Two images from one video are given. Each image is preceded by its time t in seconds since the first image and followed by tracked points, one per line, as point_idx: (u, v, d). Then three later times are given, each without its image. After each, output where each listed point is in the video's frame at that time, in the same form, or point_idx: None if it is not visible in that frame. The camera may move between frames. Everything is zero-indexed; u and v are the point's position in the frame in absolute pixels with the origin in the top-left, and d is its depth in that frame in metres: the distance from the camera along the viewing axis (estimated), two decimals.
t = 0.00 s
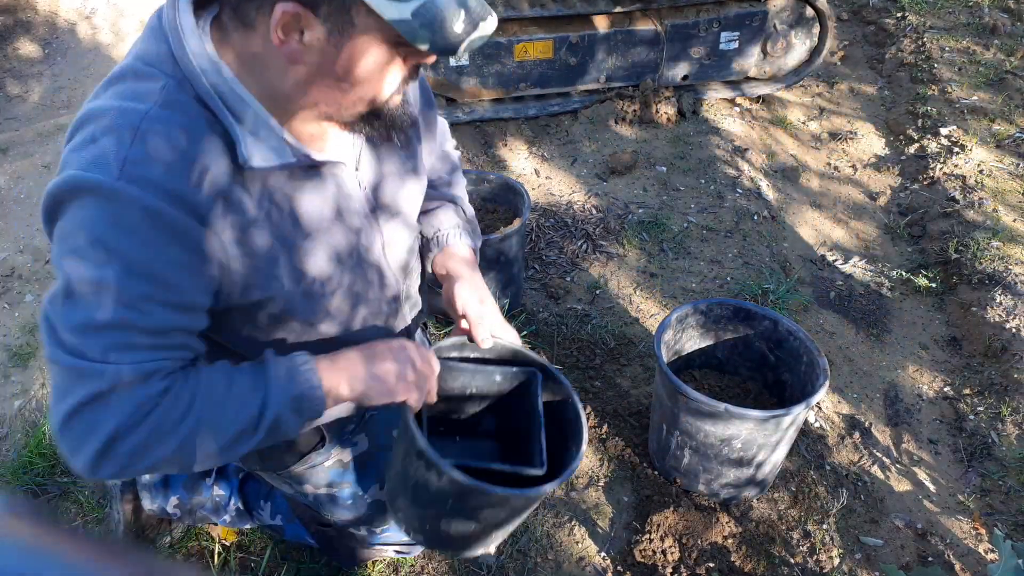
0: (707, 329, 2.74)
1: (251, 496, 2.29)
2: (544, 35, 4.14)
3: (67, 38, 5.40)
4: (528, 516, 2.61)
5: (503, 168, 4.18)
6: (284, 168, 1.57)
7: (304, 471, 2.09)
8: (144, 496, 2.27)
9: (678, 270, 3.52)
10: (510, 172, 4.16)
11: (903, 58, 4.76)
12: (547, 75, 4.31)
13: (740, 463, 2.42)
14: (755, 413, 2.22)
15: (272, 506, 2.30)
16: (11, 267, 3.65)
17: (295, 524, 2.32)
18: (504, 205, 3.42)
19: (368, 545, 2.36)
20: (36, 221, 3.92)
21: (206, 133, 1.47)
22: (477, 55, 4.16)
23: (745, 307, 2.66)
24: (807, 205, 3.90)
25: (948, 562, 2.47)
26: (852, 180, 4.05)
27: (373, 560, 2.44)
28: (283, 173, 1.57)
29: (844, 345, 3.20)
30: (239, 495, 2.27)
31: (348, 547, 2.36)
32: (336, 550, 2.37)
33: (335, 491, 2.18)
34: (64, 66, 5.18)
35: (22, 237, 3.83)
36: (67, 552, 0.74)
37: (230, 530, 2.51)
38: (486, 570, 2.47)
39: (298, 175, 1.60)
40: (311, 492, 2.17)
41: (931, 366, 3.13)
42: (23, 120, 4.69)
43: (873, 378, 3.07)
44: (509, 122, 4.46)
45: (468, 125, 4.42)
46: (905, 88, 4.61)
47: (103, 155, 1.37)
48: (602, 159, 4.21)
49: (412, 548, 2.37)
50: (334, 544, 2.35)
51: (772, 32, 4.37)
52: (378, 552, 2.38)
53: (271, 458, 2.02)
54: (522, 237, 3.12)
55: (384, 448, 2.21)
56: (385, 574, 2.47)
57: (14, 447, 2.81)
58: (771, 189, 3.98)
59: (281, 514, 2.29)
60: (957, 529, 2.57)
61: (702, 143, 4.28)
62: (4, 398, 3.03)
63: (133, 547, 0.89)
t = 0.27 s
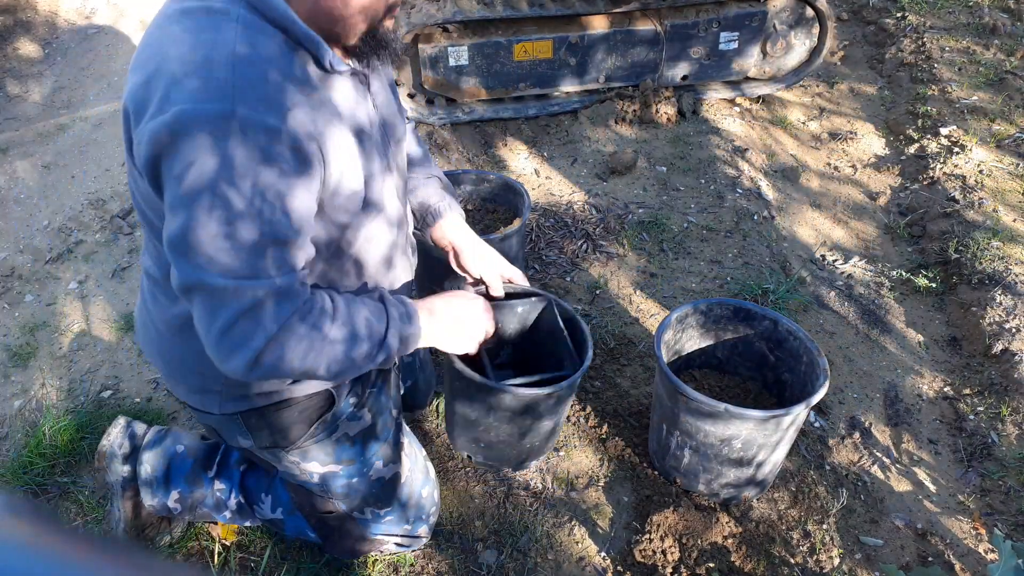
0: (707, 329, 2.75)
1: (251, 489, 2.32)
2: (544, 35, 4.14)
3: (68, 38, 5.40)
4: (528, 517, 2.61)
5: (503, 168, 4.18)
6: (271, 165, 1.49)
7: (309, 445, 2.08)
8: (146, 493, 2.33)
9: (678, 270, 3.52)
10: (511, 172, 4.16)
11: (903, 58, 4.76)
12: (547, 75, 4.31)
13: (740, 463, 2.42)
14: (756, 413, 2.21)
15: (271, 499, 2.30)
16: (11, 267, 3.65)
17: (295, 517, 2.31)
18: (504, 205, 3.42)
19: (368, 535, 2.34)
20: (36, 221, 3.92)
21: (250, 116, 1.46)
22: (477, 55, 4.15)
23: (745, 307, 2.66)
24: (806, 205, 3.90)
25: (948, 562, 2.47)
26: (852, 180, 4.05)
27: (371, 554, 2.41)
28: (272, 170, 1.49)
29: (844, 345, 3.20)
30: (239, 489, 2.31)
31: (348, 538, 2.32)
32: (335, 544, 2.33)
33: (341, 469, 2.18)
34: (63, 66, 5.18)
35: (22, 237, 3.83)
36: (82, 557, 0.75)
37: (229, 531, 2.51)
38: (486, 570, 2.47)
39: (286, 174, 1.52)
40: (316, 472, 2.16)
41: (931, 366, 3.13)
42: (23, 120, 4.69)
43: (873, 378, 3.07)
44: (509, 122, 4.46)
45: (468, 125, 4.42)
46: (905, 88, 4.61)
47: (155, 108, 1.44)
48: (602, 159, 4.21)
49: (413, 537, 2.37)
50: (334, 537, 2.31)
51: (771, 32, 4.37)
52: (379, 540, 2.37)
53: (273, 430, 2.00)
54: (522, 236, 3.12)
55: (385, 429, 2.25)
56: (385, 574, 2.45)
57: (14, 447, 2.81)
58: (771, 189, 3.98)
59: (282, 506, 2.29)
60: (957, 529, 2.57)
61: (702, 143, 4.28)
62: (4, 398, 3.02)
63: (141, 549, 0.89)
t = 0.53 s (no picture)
0: (707, 329, 2.75)
1: (227, 473, 2.32)
2: (544, 35, 4.14)
3: (68, 38, 5.40)
4: (528, 517, 2.61)
5: (503, 168, 4.18)
6: (252, 161, 1.55)
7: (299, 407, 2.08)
8: (121, 479, 2.33)
9: (678, 270, 3.52)
10: (510, 172, 4.16)
11: (903, 58, 4.76)
12: (547, 75, 4.31)
13: (740, 463, 2.42)
14: (756, 413, 2.21)
15: (249, 483, 2.31)
16: (12, 267, 3.66)
17: (274, 499, 2.30)
18: (504, 204, 3.42)
19: (349, 511, 2.32)
20: (36, 221, 3.92)
21: (244, 106, 1.52)
22: (477, 55, 4.16)
23: (745, 307, 2.65)
24: (806, 205, 3.90)
25: (948, 562, 2.47)
26: (852, 180, 4.05)
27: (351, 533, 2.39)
28: (253, 167, 1.55)
29: (844, 345, 3.20)
30: (217, 474, 2.32)
31: (329, 514, 2.31)
32: (316, 521, 2.32)
33: (326, 437, 2.16)
34: (63, 66, 5.18)
35: (23, 237, 3.83)
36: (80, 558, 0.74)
37: (228, 529, 2.51)
38: (486, 570, 2.47)
39: (267, 171, 1.57)
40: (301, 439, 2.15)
41: (931, 366, 3.13)
42: (23, 120, 4.70)
43: (873, 378, 3.07)
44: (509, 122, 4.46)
45: (468, 125, 4.42)
46: (905, 88, 4.61)
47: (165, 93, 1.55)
48: (602, 159, 4.21)
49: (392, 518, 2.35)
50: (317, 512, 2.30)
51: (771, 32, 4.37)
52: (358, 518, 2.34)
53: (262, 392, 2.02)
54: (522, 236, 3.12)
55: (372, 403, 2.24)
56: (385, 574, 2.44)
57: (15, 447, 2.81)
58: (771, 189, 3.98)
59: (259, 489, 2.30)
60: (957, 529, 2.58)
61: (702, 143, 4.28)
62: (4, 398, 3.03)
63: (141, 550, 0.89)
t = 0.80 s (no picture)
0: (707, 329, 2.75)
1: (183, 477, 2.33)
2: (544, 35, 4.14)
3: (68, 38, 5.40)
4: (528, 516, 2.61)
5: (503, 168, 4.18)
6: (230, 159, 1.67)
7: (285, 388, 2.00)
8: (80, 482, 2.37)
9: (678, 270, 3.52)
10: (510, 172, 4.16)
11: (903, 58, 4.76)
12: (547, 75, 4.31)
13: (740, 463, 2.42)
14: (756, 413, 2.21)
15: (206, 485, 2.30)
16: (12, 267, 3.66)
17: (229, 503, 2.29)
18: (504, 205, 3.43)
19: (308, 514, 2.27)
20: (37, 221, 3.92)
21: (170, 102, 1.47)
22: (477, 55, 4.15)
23: (745, 307, 2.65)
24: (806, 205, 3.90)
25: (948, 562, 2.47)
26: (852, 180, 4.05)
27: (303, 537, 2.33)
28: (230, 163, 1.68)
29: (844, 345, 3.20)
30: (171, 477, 2.32)
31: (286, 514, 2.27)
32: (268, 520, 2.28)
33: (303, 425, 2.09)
34: (63, 66, 5.18)
35: (23, 237, 3.83)
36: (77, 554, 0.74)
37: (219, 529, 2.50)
38: (486, 570, 2.47)
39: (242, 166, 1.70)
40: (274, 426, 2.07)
41: (931, 366, 3.13)
42: (23, 120, 4.70)
43: (873, 378, 3.07)
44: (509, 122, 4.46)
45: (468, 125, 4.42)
46: (905, 88, 4.61)
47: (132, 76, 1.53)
48: (602, 159, 4.21)
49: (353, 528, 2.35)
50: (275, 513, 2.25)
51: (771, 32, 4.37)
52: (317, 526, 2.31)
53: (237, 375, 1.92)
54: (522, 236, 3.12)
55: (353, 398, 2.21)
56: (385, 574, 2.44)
57: (15, 447, 2.81)
58: (771, 189, 3.98)
59: (213, 493, 2.29)
60: (957, 529, 2.57)
61: (702, 143, 4.28)
62: (4, 398, 3.02)
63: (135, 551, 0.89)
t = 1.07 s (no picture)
0: (707, 329, 2.75)
1: (158, 480, 2.38)
2: (544, 35, 4.14)
3: (67, 38, 5.40)
4: (528, 517, 2.61)
5: (503, 168, 4.18)
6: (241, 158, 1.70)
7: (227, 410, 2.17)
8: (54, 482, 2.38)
9: (678, 270, 3.52)
10: (510, 172, 4.16)
11: (903, 58, 4.76)
12: (547, 75, 4.31)
13: (740, 463, 2.42)
14: (756, 413, 2.21)
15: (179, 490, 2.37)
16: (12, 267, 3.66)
17: (200, 509, 2.36)
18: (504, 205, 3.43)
19: (273, 522, 2.41)
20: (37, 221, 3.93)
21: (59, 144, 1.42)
22: (477, 55, 4.15)
23: (745, 307, 2.65)
24: (806, 205, 3.90)
25: (948, 562, 2.47)
26: (852, 180, 4.05)
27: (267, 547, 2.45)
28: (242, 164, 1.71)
29: (844, 345, 3.20)
30: (148, 480, 2.37)
31: (252, 523, 2.39)
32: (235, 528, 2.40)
33: (257, 445, 2.27)
34: (63, 66, 5.18)
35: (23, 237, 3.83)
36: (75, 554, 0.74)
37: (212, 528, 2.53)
38: (486, 570, 2.47)
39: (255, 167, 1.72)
40: (230, 442, 2.26)
41: (931, 366, 3.13)
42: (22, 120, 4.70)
43: (873, 378, 3.07)
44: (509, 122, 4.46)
45: (468, 125, 4.43)
46: (905, 88, 4.61)
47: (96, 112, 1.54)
48: (602, 159, 4.21)
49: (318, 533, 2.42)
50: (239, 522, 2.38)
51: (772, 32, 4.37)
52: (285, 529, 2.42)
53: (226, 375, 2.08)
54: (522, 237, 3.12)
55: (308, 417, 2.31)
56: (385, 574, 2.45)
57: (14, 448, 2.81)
58: (771, 189, 3.98)
59: (189, 497, 2.35)
60: (957, 529, 2.57)
61: (702, 143, 4.28)
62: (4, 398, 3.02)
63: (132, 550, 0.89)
